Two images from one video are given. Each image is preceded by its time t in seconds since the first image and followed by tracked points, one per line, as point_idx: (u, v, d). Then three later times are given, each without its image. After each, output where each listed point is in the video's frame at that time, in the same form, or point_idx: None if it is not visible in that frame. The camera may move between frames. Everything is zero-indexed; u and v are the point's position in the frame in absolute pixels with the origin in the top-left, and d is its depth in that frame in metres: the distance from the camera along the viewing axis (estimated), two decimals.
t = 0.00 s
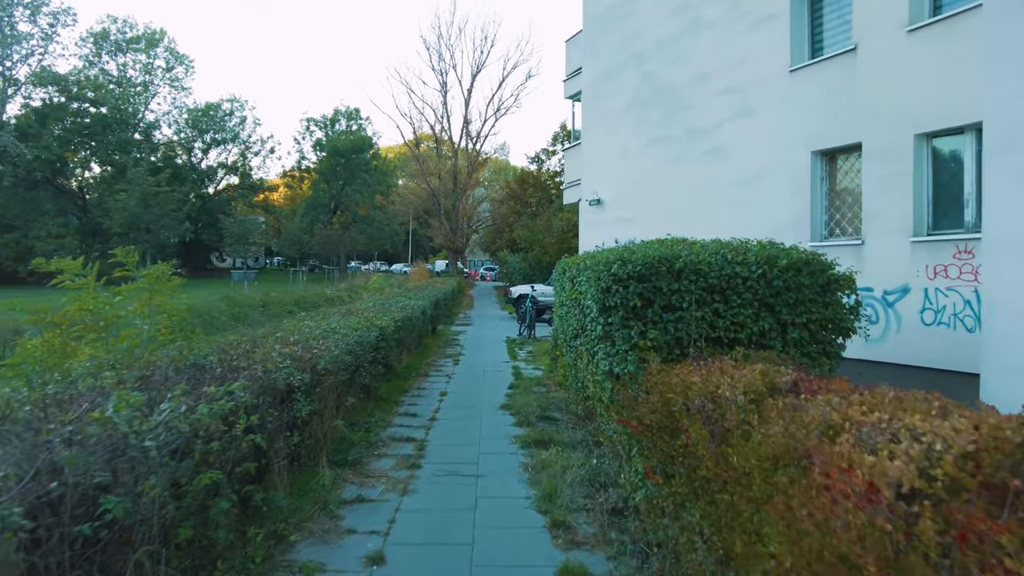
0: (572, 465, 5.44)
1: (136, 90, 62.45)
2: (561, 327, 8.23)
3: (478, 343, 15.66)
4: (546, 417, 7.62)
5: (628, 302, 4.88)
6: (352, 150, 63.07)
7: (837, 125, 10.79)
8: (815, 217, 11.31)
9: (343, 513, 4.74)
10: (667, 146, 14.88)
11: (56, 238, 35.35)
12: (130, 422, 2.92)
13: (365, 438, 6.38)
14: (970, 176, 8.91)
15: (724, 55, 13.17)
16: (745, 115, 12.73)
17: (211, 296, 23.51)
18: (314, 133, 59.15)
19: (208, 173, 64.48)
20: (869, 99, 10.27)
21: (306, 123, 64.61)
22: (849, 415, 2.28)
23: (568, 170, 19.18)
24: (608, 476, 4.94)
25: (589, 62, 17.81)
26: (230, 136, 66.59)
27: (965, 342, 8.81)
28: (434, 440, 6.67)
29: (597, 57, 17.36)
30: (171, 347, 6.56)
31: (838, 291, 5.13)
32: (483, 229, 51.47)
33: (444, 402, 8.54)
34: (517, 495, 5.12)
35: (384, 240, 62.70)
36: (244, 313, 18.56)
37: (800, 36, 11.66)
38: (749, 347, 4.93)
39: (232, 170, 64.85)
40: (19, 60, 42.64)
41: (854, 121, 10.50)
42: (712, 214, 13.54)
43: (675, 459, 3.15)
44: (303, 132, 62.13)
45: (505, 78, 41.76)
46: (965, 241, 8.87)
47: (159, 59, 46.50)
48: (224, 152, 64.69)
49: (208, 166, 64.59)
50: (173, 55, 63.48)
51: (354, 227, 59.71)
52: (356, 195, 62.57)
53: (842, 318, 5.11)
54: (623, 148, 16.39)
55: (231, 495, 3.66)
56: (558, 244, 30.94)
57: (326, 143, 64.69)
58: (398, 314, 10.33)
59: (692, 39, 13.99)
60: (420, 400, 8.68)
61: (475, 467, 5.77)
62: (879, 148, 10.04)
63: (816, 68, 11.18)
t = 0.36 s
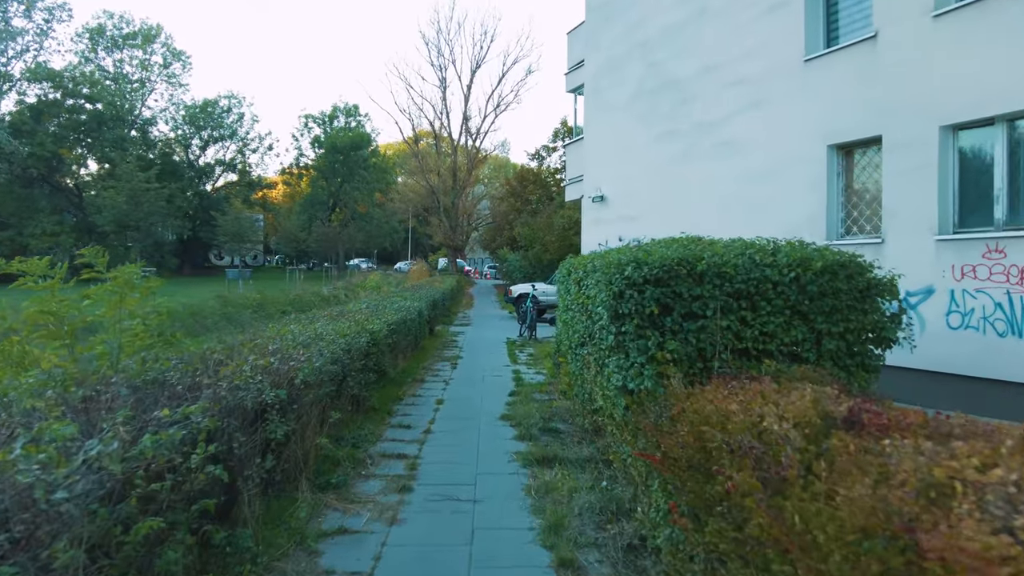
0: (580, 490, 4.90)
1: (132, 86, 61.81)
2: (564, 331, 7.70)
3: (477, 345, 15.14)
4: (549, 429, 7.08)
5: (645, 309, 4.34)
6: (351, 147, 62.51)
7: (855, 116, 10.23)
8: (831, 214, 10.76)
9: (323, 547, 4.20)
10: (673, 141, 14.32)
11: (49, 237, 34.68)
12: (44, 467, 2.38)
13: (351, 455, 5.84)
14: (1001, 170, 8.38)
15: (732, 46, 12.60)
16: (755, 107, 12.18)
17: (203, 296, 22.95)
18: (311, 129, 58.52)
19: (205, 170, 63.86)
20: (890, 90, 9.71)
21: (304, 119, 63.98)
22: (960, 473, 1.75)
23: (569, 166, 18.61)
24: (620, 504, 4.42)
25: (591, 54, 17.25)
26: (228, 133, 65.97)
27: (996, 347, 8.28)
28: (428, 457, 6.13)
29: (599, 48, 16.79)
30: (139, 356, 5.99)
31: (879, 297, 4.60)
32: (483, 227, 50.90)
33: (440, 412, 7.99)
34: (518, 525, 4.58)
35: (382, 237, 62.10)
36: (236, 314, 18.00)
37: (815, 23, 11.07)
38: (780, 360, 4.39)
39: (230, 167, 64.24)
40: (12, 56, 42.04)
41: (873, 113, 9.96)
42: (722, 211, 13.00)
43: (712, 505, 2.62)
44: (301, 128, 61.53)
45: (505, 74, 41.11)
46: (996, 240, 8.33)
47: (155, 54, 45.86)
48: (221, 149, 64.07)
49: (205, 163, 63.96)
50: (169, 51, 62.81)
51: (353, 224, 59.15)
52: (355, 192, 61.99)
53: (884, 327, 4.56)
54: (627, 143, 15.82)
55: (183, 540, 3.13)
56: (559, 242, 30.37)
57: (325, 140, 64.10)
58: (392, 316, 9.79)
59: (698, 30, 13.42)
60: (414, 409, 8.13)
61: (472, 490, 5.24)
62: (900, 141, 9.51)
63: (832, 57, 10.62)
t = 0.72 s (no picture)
0: (593, 520, 4.32)
1: (129, 83, 61.15)
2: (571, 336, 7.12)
3: (477, 347, 14.57)
4: (555, 442, 6.49)
5: (669, 315, 3.79)
6: (350, 145, 61.91)
7: (877, 108, 9.65)
8: (851, 211, 10.16)
9: None
10: (679, 135, 13.71)
11: (43, 235, 34.08)
12: None
13: (336, 475, 5.28)
14: None
15: (742, 35, 11.98)
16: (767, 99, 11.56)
17: (197, 295, 22.35)
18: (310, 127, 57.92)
19: (203, 168, 63.23)
20: (916, 79, 9.13)
21: (303, 117, 63.38)
22: None
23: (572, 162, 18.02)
24: (640, 539, 3.87)
25: (594, 46, 16.65)
26: (226, 131, 65.32)
27: None
28: (422, 475, 5.57)
29: (602, 40, 16.19)
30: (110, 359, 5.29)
31: (938, 303, 4.00)
32: (483, 226, 50.29)
33: (437, 422, 7.42)
34: (523, 562, 4.00)
35: (382, 236, 61.50)
36: (228, 315, 17.42)
37: (835, 9, 10.44)
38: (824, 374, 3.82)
39: (228, 166, 63.60)
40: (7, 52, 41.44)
41: (897, 103, 9.37)
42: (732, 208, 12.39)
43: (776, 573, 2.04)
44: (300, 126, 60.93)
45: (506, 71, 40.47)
46: None
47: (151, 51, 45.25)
48: (220, 147, 63.43)
49: (203, 161, 63.33)
50: (167, 48, 62.15)
51: (352, 223, 58.52)
52: (354, 190, 61.39)
53: (947, 337, 3.96)
54: (631, 138, 15.22)
55: None
56: (561, 241, 29.78)
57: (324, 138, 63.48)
58: (387, 319, 9.22)
59: (705, 19, 12.80)
60: (409, 419, 7.57)
61: (471, 517, 4.67)
62: (926, 134, 8.94)
63: (852, 45, 10.03)
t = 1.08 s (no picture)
0: (606, 550, 3.77)
1: (126, 79, 60.54)
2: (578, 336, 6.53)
3: (476, 347, 14.01)
4: (561, 453, 5.91)
5: (702, 313, 3.22)
6: (349, 142, 61.30)
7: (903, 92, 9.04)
8: (873, 202, 9.54)
9: None
10: (689, 125, 13.13)
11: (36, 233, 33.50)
12: None
13: (316, 493, 4.70)
14: None
15: (755, 19, 11.36)
16: (782, 86, 10.94)
17: (189, 293, 21.78)
18: (308, 124, 57.32)
19: (201, 166, 62.69)
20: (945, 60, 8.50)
21: (302, 114, 62.82)
22: None
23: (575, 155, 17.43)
24: None
25: (599, 34, 16.09)
26: (224, 127, 64.71)
27: None
28: (411, 494, 4.98)
29: (608, 28, 15.63)
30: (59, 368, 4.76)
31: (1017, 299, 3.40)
32: (482, 223, 49.73)
33: (432, 430, 6.83)
34: None
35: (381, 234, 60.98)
36: (219, 313, 16.86)
37: None
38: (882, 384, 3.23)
39: (225, 163, 63.03)
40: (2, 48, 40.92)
41: (924, 86, 8.76)
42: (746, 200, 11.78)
43: None
44: (298, 123, 60.31)
45: (506, 66, 39.84)
46: None
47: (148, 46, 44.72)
48: (218, 143, 62.91)
49: (201, 158, 62.79)
50: (165, 44, 61.57)
51: (350, 220, 57.98)
52: (353, 187, 60.81)
53: None
54: (638, 128, 14.61)
55: None
56: (562, 238, 29.21)
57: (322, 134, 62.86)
58: (380, 317, 8.62)
59: (716, 3, 12.17)
60: (402, 426, 6.99)
61: (466, 546, 4.08)
62: (957, 119, 8.34)
63: (874, 26, 9.40)
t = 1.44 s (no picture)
0: None
1: (123, 78, 60.02)
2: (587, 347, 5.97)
3: (477, 351, 13.49)
4: (572, 478, 5.34)
5: (753, 333, 2.68)
6: (348, 141, 60.75)
7: (932, 83, 8.45)
8: (901, 200, 8.92)
9: None
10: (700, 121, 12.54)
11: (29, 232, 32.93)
12: None
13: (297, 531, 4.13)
14: None
15: (771, 9, 10.76)
16: (800, 79, 10.34)
17: (182, 295, 21.21)
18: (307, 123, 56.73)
19: (198, 165, 62.13)
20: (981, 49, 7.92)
21: (300, 113, 62.23)
22: None
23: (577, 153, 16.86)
24: None
25: (604, 28, 15.52)
26: (222, 126, 64.18)
27: None
28: (406, 530, 4.41)
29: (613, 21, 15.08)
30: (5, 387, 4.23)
31: None
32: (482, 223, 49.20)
33: (427, 451, 6.26)
34: None
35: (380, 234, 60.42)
36: (211, 317, 16.34)
37: None
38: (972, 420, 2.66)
39: (223, 162, 62.44)
40: None
41: (957, 76, 8.16)
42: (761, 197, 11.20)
43: None
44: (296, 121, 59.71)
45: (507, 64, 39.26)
46: None
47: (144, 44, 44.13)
48: (215, 142, 62.35)
49: (199, 157, 62.22)
50: (162, 42, 60.98)
51: (349, 220, 57.38)
52: (352, 187, 60.28)
53: None
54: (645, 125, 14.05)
55: None
56: (564, 238, 28.63)
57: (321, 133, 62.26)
58: (374, 323, 8.05)
59: None
60: (396, 446, 6.42)
61: None
62: (993, 110, 7.75)
63: (900, 13, 8.78)
